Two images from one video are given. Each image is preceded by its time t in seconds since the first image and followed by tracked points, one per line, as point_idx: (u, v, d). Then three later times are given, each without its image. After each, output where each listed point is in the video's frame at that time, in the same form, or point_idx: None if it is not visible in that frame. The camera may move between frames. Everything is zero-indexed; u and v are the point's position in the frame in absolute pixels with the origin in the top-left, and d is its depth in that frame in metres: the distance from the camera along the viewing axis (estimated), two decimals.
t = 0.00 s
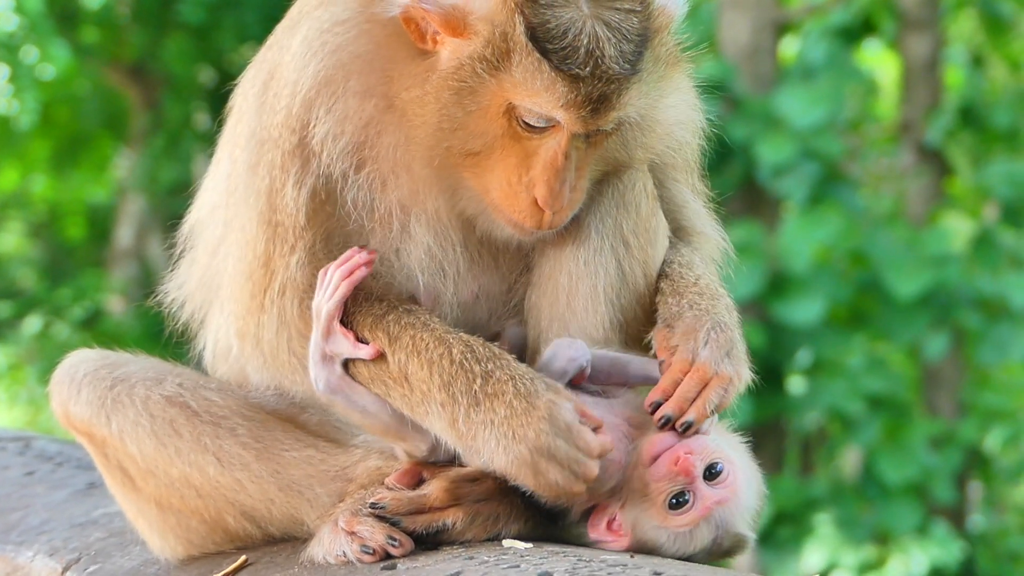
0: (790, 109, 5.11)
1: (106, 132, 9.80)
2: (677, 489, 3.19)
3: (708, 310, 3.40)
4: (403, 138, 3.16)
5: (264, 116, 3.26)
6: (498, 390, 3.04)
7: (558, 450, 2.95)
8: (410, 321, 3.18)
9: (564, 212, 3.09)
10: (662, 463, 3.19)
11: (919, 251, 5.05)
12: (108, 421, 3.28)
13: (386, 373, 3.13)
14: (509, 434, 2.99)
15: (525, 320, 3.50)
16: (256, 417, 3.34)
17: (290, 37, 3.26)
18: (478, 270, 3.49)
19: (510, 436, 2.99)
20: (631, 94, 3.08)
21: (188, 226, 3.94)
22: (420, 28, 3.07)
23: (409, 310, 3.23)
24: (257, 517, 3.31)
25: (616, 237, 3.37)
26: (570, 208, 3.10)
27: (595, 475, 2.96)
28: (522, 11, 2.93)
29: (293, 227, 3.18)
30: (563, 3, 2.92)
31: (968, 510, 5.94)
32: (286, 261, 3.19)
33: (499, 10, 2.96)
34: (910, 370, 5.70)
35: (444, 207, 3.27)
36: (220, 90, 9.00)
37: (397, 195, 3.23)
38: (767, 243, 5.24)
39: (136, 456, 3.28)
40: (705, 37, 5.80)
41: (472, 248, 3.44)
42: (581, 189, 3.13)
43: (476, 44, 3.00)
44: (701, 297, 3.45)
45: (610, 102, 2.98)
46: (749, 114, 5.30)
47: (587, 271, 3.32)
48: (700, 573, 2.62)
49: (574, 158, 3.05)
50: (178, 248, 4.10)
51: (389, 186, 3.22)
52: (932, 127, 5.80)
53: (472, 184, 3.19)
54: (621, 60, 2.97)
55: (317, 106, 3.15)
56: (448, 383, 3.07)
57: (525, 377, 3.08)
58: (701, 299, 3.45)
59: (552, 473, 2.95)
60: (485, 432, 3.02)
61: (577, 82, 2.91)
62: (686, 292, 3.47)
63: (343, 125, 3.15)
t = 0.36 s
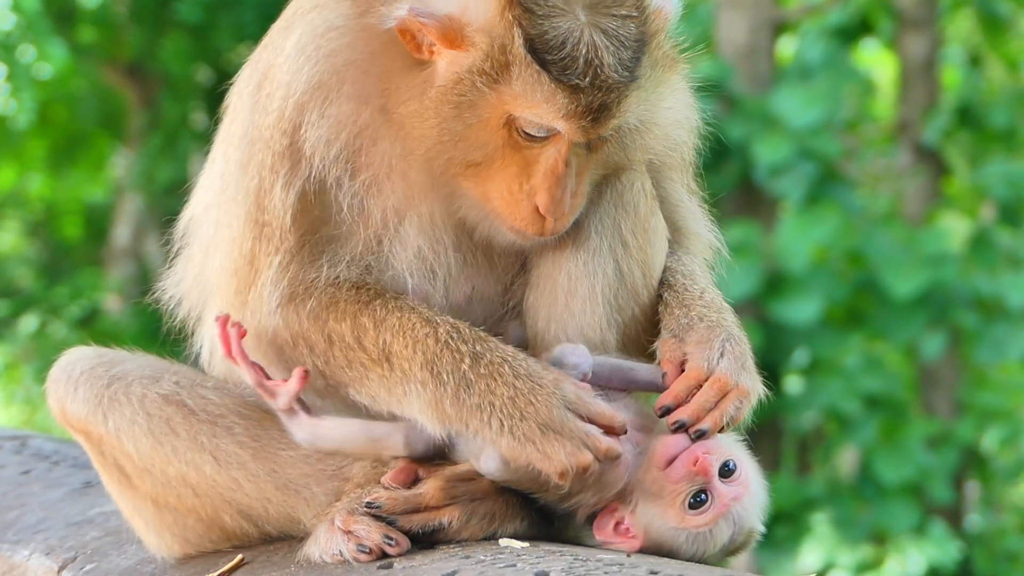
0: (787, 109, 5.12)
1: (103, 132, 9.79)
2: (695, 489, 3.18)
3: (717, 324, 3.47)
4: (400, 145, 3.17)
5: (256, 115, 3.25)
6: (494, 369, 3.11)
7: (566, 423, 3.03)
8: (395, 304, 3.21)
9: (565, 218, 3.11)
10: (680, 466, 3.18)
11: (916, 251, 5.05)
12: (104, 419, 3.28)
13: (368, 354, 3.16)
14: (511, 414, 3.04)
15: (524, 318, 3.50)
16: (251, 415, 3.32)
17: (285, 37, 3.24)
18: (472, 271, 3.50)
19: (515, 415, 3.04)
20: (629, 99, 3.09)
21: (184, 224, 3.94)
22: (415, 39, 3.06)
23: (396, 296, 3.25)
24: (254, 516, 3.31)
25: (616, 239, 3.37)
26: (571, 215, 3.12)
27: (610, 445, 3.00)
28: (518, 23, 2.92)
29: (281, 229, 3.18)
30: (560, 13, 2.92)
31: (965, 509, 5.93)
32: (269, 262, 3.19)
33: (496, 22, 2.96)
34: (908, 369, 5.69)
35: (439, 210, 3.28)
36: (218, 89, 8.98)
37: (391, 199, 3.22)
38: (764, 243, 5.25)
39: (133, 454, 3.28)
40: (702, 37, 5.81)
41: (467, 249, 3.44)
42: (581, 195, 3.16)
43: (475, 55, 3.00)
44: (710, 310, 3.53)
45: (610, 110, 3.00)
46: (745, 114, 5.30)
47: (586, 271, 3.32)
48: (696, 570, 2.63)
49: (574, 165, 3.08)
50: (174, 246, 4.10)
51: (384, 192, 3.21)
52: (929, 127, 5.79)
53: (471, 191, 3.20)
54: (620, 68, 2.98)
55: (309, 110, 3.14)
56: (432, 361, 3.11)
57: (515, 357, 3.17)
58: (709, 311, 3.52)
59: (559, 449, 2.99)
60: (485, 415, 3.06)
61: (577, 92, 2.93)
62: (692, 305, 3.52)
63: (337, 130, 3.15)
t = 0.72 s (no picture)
0: (778, 115, 5.28)
1: (114, 136, 9.94)
2: (702, 483, 3.30)
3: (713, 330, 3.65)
4: (397, 154, 3.33)
5: (258, 124, 3.43)
6: (495, 362, 3.26)
7: (563, 421, 3.16)
8: (398, 300, 3.37)
9: (558, 224, 3.26)
10: (688, 462, 3.30)
11: (902, 251, 5.21)
12: (116, 415, 3.44)
13: (371, 347, 3.32)
14: (512, 407, 3.18)
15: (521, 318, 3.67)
16: (257, 414, 3.48)
17: (284, 48, 3.41)
18: (468, 273, 3.65)
19: (514, 409, 3.17)
20: (619, 111, 3.24)
21: (191, 227, 4.09)
22: (410, 52, 3.21)
23: (398, 294, 3.40)
24: (261, 508, 3.45)
25: (610, 240, 3.52)
26: (563, 221, 3.27)
27: (601, 443, 3.13)
28: (512, 39, 3.07)
29: (282, 233, 3.36)
30: (552, 27, 3.05)
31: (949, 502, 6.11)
32: (272, 265, 3.39)
33: (489, 37, 3.11)
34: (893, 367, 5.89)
35: (436, 215, 3.43)
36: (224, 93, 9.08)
37: (389, 205, 3.38)
38: (755, 243, 5.38)
39: (143, 449, 3.43)
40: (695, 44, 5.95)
41: (462, 254, 3.59)
42: (574, 200, 3.30)
43: (470, 68, 3.15)
44: (706, 316, 3.71)
45: (601, 121, 3.15)
46: (736, 118, 5.46)
47: (581, 272, 3.47)
48: (686, 560, 2.80)
49: (567, 173, 3.23)
50: (183, 249, 4.26)
51: (382, 197, 3.38)
52: (916, 132, 5.95)
53: (467, 199, 3.35)
54: (610, 80, 3.12)
55: (308, 119, 3.32)
56: (433, 354, 3.25)
57: (515, 352, 3.32)
58: (705, 317, 3.71)
59: (554, 447, 3.11)
60: (485, 407, 3.20)
61: (570, 106, 3.07)
62: (687, 312, 3.70)
63: (335, 139, 3.32)
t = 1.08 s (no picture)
0: (764, 123, 5.56)
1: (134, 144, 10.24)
2: (697, 477, 3.51)
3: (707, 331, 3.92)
4: (402, 165, 3.62)
5: (265, 134, 3.69)
6: (479, 369, 3.47)
7: (546, 423, 3.35)
8: (389, 307, 3.60)
9: (555, 228, 3.53)
10: (684, 458, 3.50)
11: (882, 253, 5.52)
12: (136, 409, 3.61)
13: (363, 354, 3.55)
14: (496, 411, 3.38)
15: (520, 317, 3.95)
16: (270, 408, 3.66)
17: (290, 63, 3.68)
18: (469, 274, 3.92)
19: (498, 412, 3.38)
20: (613, 120, 3.51)
21: (206, 232, 4.34)
22: (413, 70, 3.46)
23: (390, 301, 3.64)
24: (274, 497, 3.62)
25: (605, 241, 3.79)
26: (561, 224, 3.54)
27: (583, 441, 3.32)
28: (511, 55, 3.33)
29: (284, 240, 3.61)
30: (548, 41, 3.31)
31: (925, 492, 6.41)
32: (274, 269, 3.63)
33: (489, 53, 3.37)
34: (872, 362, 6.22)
35: (438, 221, 3.71)
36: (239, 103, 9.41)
37: (393, 212, 3.66)
38: (741, 245, 5.67)
39: (162, 441, 3.60)
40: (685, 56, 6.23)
41: (462, 256, 3.86)
42: (571, 206, 3.57)
43: (472, 83, 3.40)
44: (700, 317, 4.00)
45: (597, 130, 3.41)
46: (725, 127, 5.74)
47: (579, 272, 3.74)
48: (678, 548, 2.95)
49: (564, 179, 3.49)
50: (198, 252, 4.51)
51: (386, 204, 3.65)
52: (894, 140, 6.25)
53: (469, 205, 3.62)
54: (603, 90, 3.39)
55: (313, 132, 3.58)
56: (421, 361, 3.48)
57: (499, 358, 3.53)
58: (700, 318, 3.99)
59: (538, 447, 3.32)
60: (471, 412, 3.41)
61: (567, 116, 3.31)
62: (682, 314, 3.98)
63: (341, 151, 3.60)
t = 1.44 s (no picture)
0: (758, 127, 5.64)
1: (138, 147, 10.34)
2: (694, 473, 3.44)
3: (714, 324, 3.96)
4: (398, 170, 3.66)
5: (262, 140, 3.74)
6: (481, 373, 3.46)
7: (551, 425, 3.34)
8: (390, 314, 3.64)
9: (551, 230, 3.60)
10: (680, 452, 3.44)
11: (875, 254, 5.59)
12: (139, 409, 3.64)
13: (365, 359, 3.59)
14: (499, 414, 3.38)
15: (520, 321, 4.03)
16: (271, 407, 3.71)
17: (285, 70, 3.74)
18: (467, 276, 4.00)
19: (501, 417, 3.38)
20: (606, 123, 3.58)
21: (206, 237, 4.41)
22: (408, 77, 3.51)
23: (391, 306, 3.68)
24: (275, 496, 3.67)
25: (602, 243, 3.85)
26: (556, 226, 3.61)
27: (586, 441, 3.33)
28: (505, 61, 3.38)
29: (283, 245, 3.66)
30: (541, 46, 3.35)
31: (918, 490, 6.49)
32: (274, 276, 3.69)
33: (484, 58, 3.41)
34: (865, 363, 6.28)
35: (434, 224, 3.77)
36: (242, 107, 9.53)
37: (390, 216, 3.71)
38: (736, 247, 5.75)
39: (164, 442, 3.64)
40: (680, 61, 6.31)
41: (460, 259, 3.94)
42: (565, 208, 3.65)
43: (467, 89, 3.45)
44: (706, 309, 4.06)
45: (591, 133, 3.46)
46: (720, 131, 5.81)
47: (575, 273, 3.82)
48: (674, 544, 2.96)
49: (559, 182, 3.56)
50: (199, 256, 4.58)
51: (381, 208, 3.69)
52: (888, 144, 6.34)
53: (464, 208, 3.68)
54: (597, 94, 3.44)
55: (309, 137, 3.61)
56: (423, 365, 3.50)
57: (500, 362, 3.52)
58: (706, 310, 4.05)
59: (543, 449, 3.31)
60: (474, 415, 3.42)
61: (562, 120, 3.36)
62: (691, 308, 4.04)
63: (337, 156, 3.62)
